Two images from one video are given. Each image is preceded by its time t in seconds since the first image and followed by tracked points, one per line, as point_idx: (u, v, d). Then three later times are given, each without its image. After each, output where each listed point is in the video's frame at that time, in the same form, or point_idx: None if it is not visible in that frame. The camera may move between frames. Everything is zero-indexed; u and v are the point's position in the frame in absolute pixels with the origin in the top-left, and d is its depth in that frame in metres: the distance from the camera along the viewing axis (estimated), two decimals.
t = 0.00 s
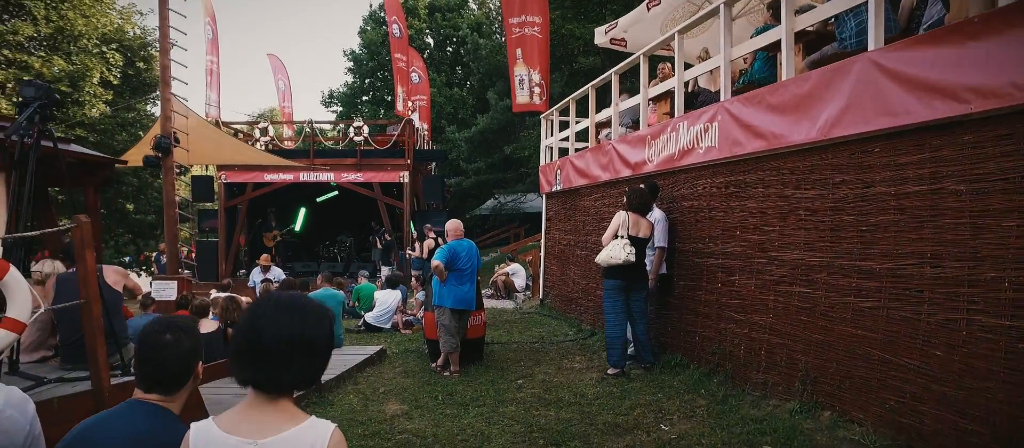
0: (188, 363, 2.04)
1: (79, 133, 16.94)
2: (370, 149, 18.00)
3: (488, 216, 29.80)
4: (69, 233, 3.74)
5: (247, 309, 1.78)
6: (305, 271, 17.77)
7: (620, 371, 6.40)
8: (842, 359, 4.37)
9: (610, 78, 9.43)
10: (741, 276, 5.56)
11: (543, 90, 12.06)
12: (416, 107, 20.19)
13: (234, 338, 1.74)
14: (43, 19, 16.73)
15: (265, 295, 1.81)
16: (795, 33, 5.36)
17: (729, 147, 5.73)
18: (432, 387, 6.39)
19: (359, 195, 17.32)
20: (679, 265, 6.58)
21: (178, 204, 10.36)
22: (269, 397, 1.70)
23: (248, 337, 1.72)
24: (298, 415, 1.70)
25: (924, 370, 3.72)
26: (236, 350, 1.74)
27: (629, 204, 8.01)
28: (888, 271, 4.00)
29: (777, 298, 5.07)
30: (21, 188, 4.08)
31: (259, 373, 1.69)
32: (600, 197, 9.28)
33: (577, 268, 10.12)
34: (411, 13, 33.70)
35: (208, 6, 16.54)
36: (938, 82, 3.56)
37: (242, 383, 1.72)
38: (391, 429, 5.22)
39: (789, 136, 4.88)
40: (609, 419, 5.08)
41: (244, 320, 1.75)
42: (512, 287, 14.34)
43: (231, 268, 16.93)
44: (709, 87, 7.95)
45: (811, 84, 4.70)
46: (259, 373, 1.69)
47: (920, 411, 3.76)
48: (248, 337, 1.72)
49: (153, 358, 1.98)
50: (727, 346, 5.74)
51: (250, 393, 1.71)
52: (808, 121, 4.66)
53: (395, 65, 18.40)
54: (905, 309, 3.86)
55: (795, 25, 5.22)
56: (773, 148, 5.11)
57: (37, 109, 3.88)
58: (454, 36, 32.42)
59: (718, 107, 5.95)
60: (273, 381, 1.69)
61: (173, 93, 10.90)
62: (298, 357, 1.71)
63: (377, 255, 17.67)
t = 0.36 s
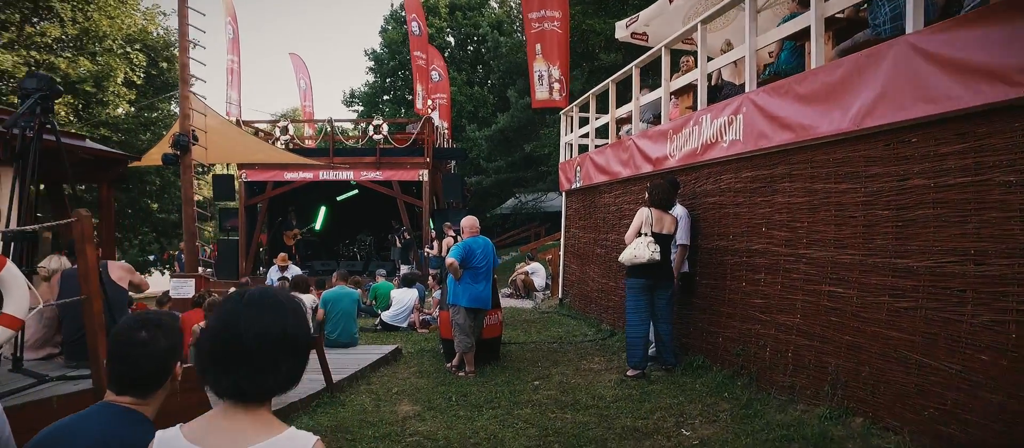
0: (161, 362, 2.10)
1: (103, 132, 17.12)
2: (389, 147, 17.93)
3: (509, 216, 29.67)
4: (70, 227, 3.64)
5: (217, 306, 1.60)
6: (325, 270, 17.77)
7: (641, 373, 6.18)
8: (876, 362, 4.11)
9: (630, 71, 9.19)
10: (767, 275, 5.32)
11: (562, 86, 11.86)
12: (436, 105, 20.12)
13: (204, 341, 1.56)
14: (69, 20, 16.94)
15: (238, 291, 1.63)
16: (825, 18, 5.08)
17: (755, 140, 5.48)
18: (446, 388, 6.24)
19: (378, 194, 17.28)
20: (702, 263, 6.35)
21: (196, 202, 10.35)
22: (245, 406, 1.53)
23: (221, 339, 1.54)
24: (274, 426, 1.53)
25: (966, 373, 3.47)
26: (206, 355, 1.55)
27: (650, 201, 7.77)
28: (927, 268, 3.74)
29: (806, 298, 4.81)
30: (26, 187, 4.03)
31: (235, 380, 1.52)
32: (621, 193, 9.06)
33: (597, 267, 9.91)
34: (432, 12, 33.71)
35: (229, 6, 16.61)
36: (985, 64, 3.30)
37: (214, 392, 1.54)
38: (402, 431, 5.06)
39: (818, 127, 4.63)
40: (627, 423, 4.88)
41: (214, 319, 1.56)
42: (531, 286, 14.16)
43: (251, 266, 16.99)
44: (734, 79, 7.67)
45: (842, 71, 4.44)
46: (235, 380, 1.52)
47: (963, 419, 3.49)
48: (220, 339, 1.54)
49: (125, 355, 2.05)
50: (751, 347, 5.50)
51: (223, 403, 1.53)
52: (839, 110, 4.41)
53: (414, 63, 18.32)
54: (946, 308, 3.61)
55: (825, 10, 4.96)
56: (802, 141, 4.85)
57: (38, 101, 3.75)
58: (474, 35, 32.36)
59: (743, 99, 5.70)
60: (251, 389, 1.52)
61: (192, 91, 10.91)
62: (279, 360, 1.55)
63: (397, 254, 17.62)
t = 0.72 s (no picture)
0: (120, 368, 1.98)
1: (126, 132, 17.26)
2: (408, 145, 17.82)
3: (530, 214, 29.47)
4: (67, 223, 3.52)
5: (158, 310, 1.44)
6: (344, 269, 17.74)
7: (661, 376, 5.94)
8: (913, 369, 3.84)
9: (650, 65, 8.93)
10: (794, 275, 5.04)
11: (582, 82, 11.62)
12: (456, 103, 19.98)
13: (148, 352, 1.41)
14: (92, 21, 17.15)
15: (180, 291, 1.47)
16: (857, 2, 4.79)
17: (782, 133, 5.21)
18: (459, 390, 6.06)
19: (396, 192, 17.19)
20: (725, 262, 6.09)
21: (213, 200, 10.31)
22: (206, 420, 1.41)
23: (167, 345, 1.39)
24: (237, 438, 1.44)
25: (1015, 382, 3.19)
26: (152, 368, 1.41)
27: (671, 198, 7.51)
28: (973, 267, 3.46)
29: (837, 300, 4.53)
30: (30, 173, 4.00)
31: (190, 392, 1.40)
32: (641, 190, 8.81)
33: (616, 266, 9.67)
34: (452, 11, 33.64)
35: (248, 4, 16.62)
36: None
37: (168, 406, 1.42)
38: (411, 436, 4.89)
39: (851, 119, 4.36)
40: (644, 429, 4.66)
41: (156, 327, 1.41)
42: (551, 285, 13.95)
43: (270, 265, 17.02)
44: (760, 71, 7.38)
45: (877, 59, 4.16)
46: (191, 392, 1.40)
47: (1011, 432, 3.22)
48: (166, 348, 1.39)
49: (80, 366, 1.95)
50: (777, 351, 5.24)
51: (178, 417, 1.41)
52: (873, 100, 4.13)
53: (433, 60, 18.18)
54: (993, 312, 3.33)
55: None
56: (832, 133, 4.58)
57: (33, 93, 3.62)
58: (495, 33, 32.20)
59: (769, 90, 5.43)
60: (208, 400, 1.40)
61: (209, 89, 10.86)
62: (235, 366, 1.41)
63: (415, 253, 17.51)
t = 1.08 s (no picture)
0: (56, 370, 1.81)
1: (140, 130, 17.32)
2: (420, 142, 17.69)
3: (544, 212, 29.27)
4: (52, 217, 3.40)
5: (95, 311, 1.33)
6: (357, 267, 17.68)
7: (675, 377, 5.72)
8: (944, 373, 3.59)
9: (665, 57, 8.69)
10: (816, 273, 4.80)
11: (595, 76, 11.39)
12: (469, 100, 19.83)
13: (77, 356, 1.29)
14: (107, 20, 17.12)
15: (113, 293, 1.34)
16: None
17: (802, 124, 4.96)
18: (465, 391, 5.91)
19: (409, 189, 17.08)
20: (741, 260, 5.86)
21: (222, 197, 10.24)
22: (137, 432, 1.30)
23: (97, 343, 1.28)
24: None
25: None
26: (82, 376, 1.30)
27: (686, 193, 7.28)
28: (1011, 264, 3.22)
29: (861, 299, 4.29)
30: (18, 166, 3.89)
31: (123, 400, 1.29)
32: (655, 186, 8.58)
33: (629, 263, 9.45)
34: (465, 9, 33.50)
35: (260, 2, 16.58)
36: None
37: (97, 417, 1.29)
38: (413, 438, 4.73)
39: (876, 107, 4.11)
40: (655, 434, 4.46)
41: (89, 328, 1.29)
42: (563, 284, 13.76)
43: (283, 263, 17.01)
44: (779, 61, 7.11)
45: (905, 43, 3.92)
46: (124, 398, 1.28)
47: None
48: (95, 348, 1.28)
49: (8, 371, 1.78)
50: (796, 352, 5.00)
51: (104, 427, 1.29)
52: (901, 87, 3.89)
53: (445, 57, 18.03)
54: None
55: None
56: (856, 123, 4.34)
57: (17, 83, 3.50)
58: (508, 29, 32.02)
59: (789, 79, 5.19)
60: (142, 408, 1.29)
61: (219, 86, 10.83)
62: (179, 370, 1.31)
63: (428, 251, 17.40)
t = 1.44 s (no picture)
0: None
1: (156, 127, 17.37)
2: (435, 138, 17.54)
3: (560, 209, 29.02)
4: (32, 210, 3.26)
5: None
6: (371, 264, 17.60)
7: (691, 379, 5.49)
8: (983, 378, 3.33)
9: (681, 48, 8.41)
10: (839, 271, 4.54)
11: (610, 69, 11.12)
12: (484, 96, 19.64)
13: None
14: (123, 18, 17.18)
15: (8, 291, 1.11)
16: None
17: (826, 113, 4.69)
18: (472, 392, 5.71)
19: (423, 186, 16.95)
20: (760, 256, 5.60)
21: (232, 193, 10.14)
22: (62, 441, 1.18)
23: None
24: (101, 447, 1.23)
25: None
26: None
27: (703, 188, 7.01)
28: None
29: (889, 299, 4.02)
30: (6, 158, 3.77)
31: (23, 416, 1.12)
32: (671, 181, 8.32)
33: (645, 260, 9.20)
34: (482, 4, 33.27)
35: None
36: None
37: (50, 437, 1.15)
38: (416, 442, 4.56)
39: (907, 94, 3.85)
40: (668, 440, 4.23)
41: (14, 344, 1.08)
42: (579, 281, 13.53)
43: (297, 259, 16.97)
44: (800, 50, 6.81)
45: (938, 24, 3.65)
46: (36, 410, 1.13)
47: None
48: None
49: None
50: (818, 354, 4.75)
51: None
52: (934, 71, 3.63)
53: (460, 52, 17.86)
54: None
55: None
56: (885, 111, 4.07)
57: None
58: (525, 25, 31.75)
59: (811, 66, 4.92)
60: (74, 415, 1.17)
61: (230, 81, 10.74)
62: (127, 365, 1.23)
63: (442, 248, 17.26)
